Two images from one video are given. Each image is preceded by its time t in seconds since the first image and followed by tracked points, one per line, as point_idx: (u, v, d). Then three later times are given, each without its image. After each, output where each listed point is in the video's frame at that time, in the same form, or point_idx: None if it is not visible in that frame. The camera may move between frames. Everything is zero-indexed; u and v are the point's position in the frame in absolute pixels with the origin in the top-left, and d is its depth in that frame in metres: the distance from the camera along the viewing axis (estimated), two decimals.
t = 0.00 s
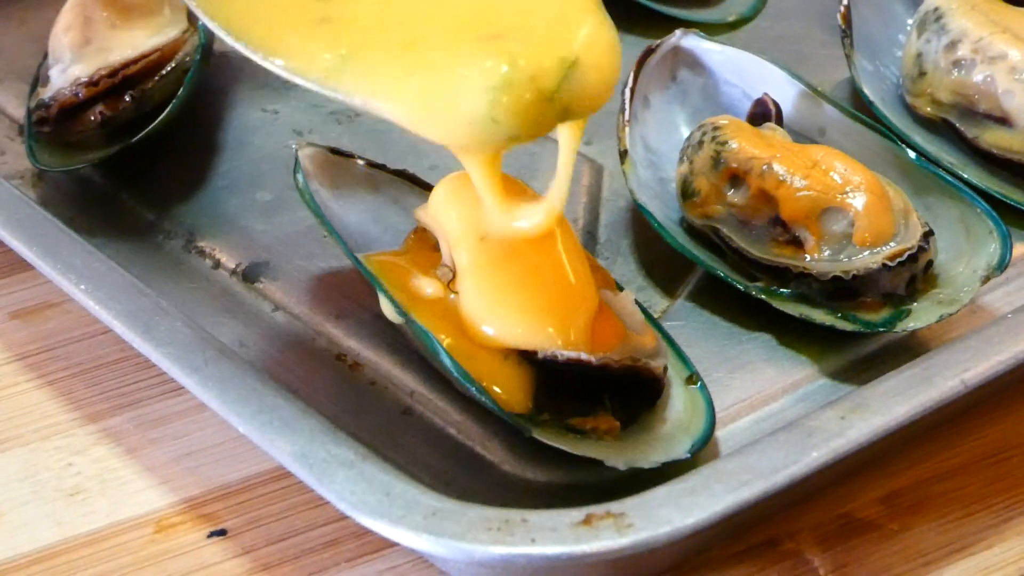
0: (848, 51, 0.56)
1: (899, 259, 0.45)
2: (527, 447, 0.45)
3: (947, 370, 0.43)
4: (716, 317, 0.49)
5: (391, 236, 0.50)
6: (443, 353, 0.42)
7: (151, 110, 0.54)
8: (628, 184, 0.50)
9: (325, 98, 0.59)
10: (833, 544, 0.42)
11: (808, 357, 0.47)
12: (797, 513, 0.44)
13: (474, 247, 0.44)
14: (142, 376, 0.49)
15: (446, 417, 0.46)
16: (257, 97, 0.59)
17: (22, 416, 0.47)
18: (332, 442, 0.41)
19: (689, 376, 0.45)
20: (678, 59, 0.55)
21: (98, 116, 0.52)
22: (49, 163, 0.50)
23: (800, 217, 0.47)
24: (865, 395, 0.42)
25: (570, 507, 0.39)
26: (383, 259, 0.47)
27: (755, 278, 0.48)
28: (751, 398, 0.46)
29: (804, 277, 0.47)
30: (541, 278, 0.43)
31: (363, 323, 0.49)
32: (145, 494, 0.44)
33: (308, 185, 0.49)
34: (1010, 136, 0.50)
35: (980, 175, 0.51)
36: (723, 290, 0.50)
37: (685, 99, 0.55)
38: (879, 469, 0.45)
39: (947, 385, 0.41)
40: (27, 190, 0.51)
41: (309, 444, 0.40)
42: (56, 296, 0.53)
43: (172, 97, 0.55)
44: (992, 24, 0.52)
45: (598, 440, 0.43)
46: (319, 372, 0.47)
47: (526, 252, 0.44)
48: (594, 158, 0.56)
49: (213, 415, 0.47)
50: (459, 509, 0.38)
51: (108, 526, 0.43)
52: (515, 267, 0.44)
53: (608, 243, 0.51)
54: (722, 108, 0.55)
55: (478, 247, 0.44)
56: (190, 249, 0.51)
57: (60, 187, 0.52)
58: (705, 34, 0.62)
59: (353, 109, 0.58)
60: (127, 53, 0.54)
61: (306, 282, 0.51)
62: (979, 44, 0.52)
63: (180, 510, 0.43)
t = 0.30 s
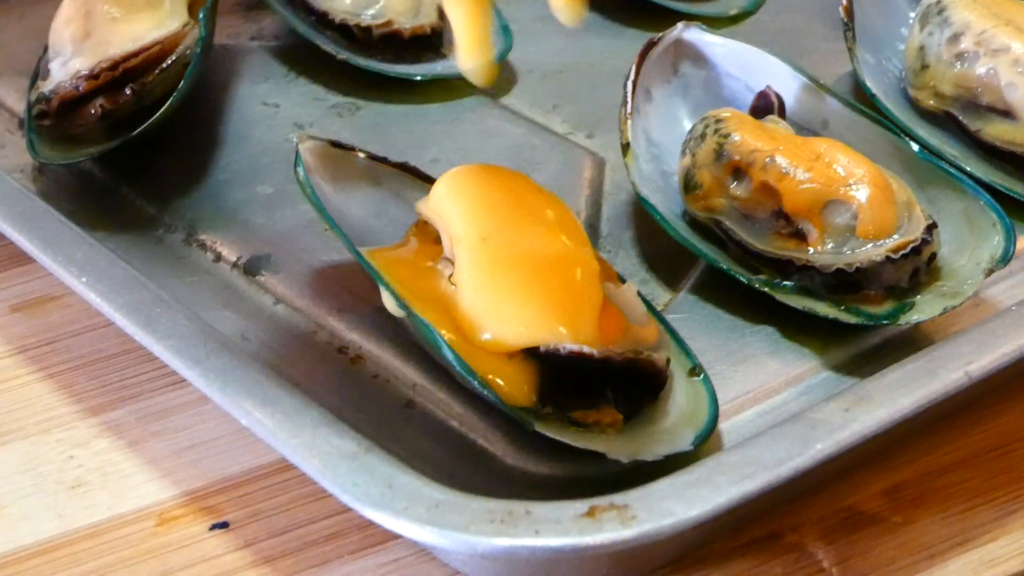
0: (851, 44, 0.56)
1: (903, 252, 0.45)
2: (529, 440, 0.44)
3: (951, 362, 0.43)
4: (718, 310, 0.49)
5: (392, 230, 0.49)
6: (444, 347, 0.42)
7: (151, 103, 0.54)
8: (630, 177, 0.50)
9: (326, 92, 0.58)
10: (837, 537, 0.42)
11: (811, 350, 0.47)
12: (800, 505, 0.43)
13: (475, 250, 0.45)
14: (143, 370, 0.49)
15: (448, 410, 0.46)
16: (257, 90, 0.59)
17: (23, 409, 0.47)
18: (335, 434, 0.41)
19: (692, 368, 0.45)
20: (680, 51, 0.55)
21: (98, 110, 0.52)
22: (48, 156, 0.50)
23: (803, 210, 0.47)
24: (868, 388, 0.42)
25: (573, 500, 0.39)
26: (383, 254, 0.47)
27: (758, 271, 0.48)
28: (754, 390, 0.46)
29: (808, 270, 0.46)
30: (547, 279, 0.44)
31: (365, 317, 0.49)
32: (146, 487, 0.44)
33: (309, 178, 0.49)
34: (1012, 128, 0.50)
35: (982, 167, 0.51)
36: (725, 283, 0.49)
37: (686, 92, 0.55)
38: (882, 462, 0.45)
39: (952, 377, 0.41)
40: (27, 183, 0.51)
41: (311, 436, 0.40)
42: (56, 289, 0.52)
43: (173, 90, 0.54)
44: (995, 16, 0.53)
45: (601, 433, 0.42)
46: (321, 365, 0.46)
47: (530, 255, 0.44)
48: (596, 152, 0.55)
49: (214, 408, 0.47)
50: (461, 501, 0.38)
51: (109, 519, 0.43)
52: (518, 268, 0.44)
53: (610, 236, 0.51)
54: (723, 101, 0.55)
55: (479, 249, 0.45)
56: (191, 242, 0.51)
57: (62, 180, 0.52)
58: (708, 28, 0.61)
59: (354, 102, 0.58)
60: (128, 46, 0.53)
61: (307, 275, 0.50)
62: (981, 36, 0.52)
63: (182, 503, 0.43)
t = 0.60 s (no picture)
0: (853, 41, 0.56)
1: (906, 251, 0.45)
2: (531, 440, 0.44)
3: (955, 362, 0.42)
4: (720, 310, 0.48)
5: (393, 228, 0.49)
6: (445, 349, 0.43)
7: (152, 101, 0.53)
8: (632, 176, 0.50)
9: (326, 90, 0.58)
10: (839, 537, 0.42)
11: (813, 350, 0.47)
12: (802, 506, 0.43)
13: (476, 257, 0.44)
14: (143, 369, 0.49)
15: (449, 409, 0.46)
16: (257, 87, 0.59)
17: (23, 408, 0.47)
18: (337, 434, 0.41)
19: (694, 367, 0.45)
20: (682, 50, 0.55)
21: (98, 108, 0.52)
22: (49, 154, 0.50)
23: (806, 209, 0.47)
24: (872, 388, 0.42)
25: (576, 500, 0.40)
26: (386, 253, 0.47)
27: (760, 271, 0.48)
28: (756, 390, 0.46)
29: (810, 269, 0.47)
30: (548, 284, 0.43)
31: (366, 316, 0.49)
32: (146, 487, 0.44)
33: (308, 177, 0.49)
34: (1015, 127, 0.50)
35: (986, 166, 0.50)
36: (726, 282, 0.49)
37: (688, 90, 0.55)
38: (885, 461, 0.45)
39: (956, 378, 0.41)
40: (27, 181, 0.51)
41: (312, 436, 0.40)
42: (55, 288, 0.52)
43: (174, 88, 0.54)
44: (998, 15, 0.52)
45: (604, 433, 0.42)
46: (322, 365, 0.46)
47: (532, 261, 0.44)
48: (598, 150, 0.55)
49: (214, 407, 0.46)
50: (463, 501, 0.38)
51: (108, 519, 0.42)
52: (519, 274, 0.44)
53: (612, 235, 0.51)
54: (726, 99, 0.55)
55: (481, 255, 0.44)
56: (191, 241, 0.51)
57: (61, 179, 0.52)
58: (710, 26, 0.61)
59: (354, 100, 0.57)
60: (128, 44, 0.53)
61: (308, 273, 0.50)
62: (984, 35, 0.52)
63: (182, 503, 0.43)
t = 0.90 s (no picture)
0: (844, 47, 0.55)
1: (896, 257, 0.45)
2: (522, 448, 0.44)
3: (945, 370, 0.42)
4: (711, 316, 0.48)
5: (387, 235, 0.49)
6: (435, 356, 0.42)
7: (144, 108, 0.53)
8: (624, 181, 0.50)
9: (319, 94, 0.58)
10: (831, 544, 0.42)
11: (805, 356, 0.47)
12: (793, 512, 0.43)
13: (469, 266, 0.44)
14: (134, 375, 0.49)
15: (440, 416, 0.46)
16: (250, 92, 0.58)
17: (15, 415, 0.47)
18: (327, 443, 0.41)
19: (685, 374, 0.45)
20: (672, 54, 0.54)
21: (90, 113, 0.52)
22: (41, 160, 0.50)
23: (797, 215, 0.47)
24: (863, 394, 0.42)
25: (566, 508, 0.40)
26: (375, 261, 0.47)
27: (751, 276, 0.47)
28: (747, 396, 0.46)
29: (800, 275, 0.47)
30: (543, 294, 0.43)
31: (357, 322, 0.49)
32: (137, 494, 0.44)
33: (299, 184, 0.49)
34: (1007, 132, 0.50)
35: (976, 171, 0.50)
36: (718, 288, 0.49)
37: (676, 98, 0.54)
38: (876, 467, 0.45)
39: (946, 385, 0.41)
40: (19, 187, 0.51)
41: (303, 443, 0.41)
42: (47, 294, 0.52)
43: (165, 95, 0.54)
44: (989, 20, 0.53)
45: (594, 440, 0.42)
46: (313, 372, 0.46)
47: (526, 271, 0.44)
48: (590, 155, 0.55)
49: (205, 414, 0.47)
50: (453, 509, 0.38)
51: (99, 526, 0.43)
52: (514, 284, 0.44)
53: (604, 241, 0.51)
54: (717, 105, 0.55)
55: (474, 265, 0.44)
56: (182, 247, 0.51)
57: (54, 185, 0.52)
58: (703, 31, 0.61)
59: (346, 106, 0.57)
60: (120, 50, 0.53)
61: (299, 280, 0.50)
62: (975, 40, 0.52)
63: (172, 511, 0.43)
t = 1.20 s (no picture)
0: (812, 50, 0.56)
1: (860, 259, 0.45)
2: (486, 451, 0.44)
3: (905, 371, 0.43)
4: (679, 318, 0.49)
5: (355, 238, 0.49)
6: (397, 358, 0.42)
7: (115, 113, 0.53)
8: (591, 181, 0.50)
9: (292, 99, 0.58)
10: (792, 546, 0.42)
11: (770, 358, 0.47)
12: (755, 514, 0.43)
13: (436, 272, 0.44)
14: (104, 380, 0.49)
15: (406, 419, 0.46)
16: (223, 97, 0.59)
17: None
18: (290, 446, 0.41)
19: (649, 375, 0.45)
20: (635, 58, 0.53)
21: (61, 119, 0.51)
22: (12, 164, 0.50)
23: (763, 217, 0.47)
24: (824, 396, 0.42)
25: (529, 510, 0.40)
26: (341, 265, 0.47)
27: (716, 278, 0.48)
28: (711, 398, 0.46)
29: (766, 278, 0.47)
30: (509, 301, 0.44)
31: (325, 326, 0.49)
32: (103, 497, 0.44)
33: (266, 189, 0.49)
34: (974, 134, 0.50)
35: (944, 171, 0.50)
36: (685, 290, 0.50)
37: (645, 100, 0.53)
38: (840, 469, 0.45)
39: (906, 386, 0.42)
40: None
41: (266, 447, 0.41)
42: (19, 300, 0.52)
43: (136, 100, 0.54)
44: (958, 21, 0.53)
45: (558, 442, 0.42)
46: (280, 377, 0.46)
47: (493, 278, 0.44)
48: (560, 158, 0.55)
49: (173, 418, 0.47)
50: (415, 513, 0.39)
51: (65, 530, 0.43)
52: (480, 290, 0.44)
53: (572, 242, 0.51)
54: (686, 106, 0.54)
55: (440, 272, 0.44)
56: (153, 252, 0.51)
57: (26, 191, 0.52)
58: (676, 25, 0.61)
59: (318, 109, 0.58)
60: (91, 55, 0.53)
61: (268, 284, 0.50)
62: (942, 42, 0.52)
63: (139, 514, 0.44)
